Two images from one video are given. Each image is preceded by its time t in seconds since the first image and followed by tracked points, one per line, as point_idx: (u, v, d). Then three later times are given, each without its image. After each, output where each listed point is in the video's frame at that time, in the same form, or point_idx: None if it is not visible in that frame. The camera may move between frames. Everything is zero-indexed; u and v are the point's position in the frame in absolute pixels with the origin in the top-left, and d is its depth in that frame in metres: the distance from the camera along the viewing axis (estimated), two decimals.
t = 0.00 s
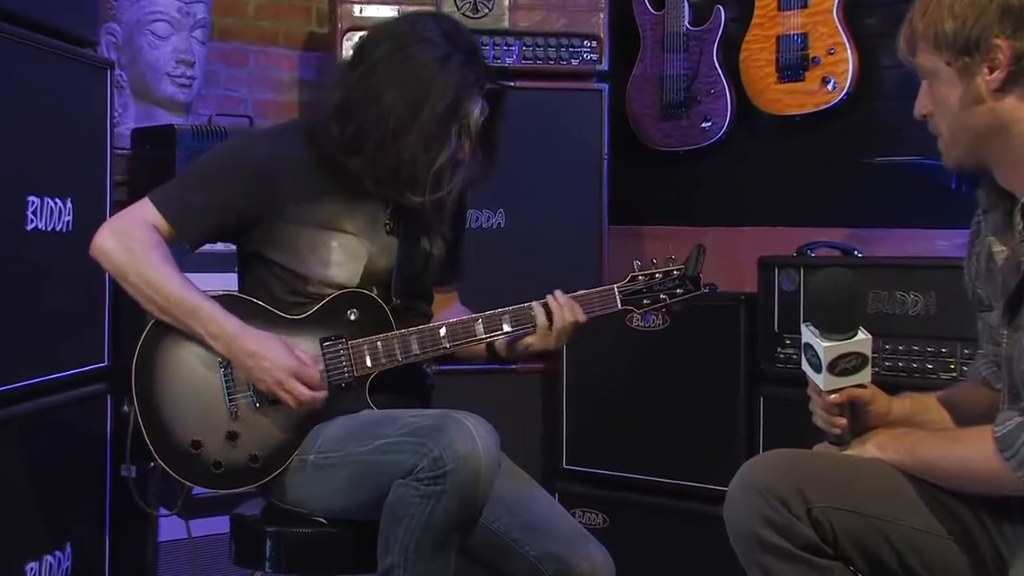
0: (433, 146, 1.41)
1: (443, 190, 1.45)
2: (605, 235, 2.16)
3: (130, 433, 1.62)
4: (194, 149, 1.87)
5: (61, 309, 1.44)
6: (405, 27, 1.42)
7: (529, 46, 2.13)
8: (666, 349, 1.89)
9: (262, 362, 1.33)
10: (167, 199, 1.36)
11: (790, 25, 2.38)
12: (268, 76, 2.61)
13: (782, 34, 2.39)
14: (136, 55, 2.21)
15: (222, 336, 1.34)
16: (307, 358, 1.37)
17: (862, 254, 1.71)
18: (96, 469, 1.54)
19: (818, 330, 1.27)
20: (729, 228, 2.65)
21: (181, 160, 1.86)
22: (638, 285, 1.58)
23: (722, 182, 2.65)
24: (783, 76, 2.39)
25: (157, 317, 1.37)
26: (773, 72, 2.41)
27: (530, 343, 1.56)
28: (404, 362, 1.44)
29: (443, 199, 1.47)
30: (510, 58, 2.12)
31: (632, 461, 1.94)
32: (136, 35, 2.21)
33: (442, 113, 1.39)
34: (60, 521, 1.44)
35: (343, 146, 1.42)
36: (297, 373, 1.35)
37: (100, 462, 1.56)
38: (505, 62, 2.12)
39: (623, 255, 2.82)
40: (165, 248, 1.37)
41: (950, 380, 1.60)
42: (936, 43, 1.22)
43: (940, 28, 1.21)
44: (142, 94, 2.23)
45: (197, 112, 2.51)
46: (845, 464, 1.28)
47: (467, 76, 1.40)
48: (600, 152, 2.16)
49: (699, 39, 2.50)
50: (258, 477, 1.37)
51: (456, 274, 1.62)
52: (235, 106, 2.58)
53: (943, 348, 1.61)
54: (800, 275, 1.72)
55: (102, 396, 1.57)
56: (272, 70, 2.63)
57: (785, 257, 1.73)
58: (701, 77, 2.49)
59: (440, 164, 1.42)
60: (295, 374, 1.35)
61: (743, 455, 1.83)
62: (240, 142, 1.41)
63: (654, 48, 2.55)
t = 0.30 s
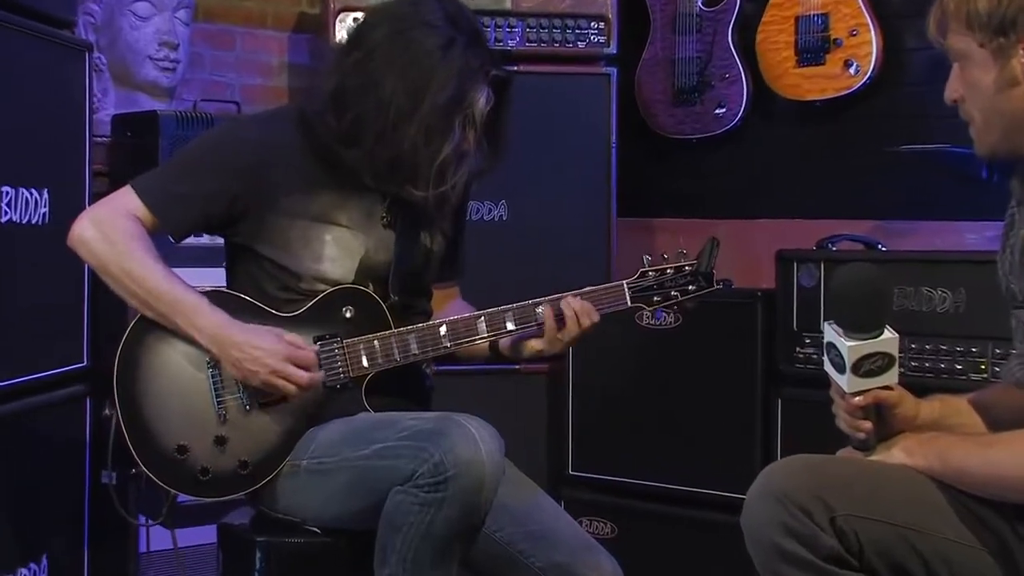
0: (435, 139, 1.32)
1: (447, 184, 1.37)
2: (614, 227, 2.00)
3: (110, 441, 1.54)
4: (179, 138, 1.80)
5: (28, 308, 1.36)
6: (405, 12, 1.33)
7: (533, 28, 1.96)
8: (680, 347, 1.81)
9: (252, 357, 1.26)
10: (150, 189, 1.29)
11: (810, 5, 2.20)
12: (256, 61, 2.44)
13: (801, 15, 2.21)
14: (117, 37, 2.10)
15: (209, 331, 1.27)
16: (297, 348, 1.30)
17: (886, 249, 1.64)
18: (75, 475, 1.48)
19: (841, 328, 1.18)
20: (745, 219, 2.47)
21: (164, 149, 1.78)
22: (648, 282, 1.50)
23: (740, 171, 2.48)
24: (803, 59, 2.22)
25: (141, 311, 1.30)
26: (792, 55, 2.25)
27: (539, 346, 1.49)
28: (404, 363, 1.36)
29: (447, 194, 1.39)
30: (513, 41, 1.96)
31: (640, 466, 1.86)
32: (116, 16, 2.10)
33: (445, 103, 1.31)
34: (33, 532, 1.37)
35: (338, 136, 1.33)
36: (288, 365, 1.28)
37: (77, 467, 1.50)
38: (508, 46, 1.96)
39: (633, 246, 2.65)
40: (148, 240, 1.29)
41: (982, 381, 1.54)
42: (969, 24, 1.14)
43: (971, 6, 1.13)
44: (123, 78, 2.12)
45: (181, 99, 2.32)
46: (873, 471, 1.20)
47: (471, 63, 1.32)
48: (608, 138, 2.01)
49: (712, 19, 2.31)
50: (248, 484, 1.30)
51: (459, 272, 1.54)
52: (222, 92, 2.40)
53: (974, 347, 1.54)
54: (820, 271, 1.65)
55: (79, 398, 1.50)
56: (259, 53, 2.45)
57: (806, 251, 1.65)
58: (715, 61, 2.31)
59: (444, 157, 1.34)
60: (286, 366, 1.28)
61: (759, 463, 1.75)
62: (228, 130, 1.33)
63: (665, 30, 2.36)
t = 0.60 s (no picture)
0: (429, 125, 1.26)
1: (441, 176, 1.31)
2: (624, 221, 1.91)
3: (89, 449, 1.51)
4: (163, 127, 1.72)
5: (8, 308, 1.36)
6: None
7: (537, 11, 1.87)
8: (692, 347, 1.74)
9: (242, 360, 1.17)
10: (135, 181, 1.21)
11: None
12: (244, 43, 2.35)
13: None
14: (95, 19, 1.99)
15: (197, 331, 1.18)
16: (287, 362, 1.20)
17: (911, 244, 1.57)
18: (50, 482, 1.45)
19: (867, 328, 1.11)
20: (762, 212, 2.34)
21: (149, 138, 1.70)
22: (661, 278, 1.43)
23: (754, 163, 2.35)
24: (824, 43, 2.11)
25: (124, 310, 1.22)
26: (812, 38, 2.13)
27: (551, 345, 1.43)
28: (402, 365, 1.28)
29: (442, 185, 1.32)
30: (516, 24, 1.87)
31: (649, 469, 1.79)
32: None
33: (442, 89, 1.24)
34: (7, 539, 1.36)
35: (329, 120, 1.27)
36: (275, 379, 1.19)
37: (52, 478, 1.46)
38: (511, 29, 1.87)
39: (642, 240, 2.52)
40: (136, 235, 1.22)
41: (1016, 385, 1.47)
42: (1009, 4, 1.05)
43: None
44: (102, 63, 2.01)
45: (166, 85, 2.24)
46: (903, 480, 1.13)
47: (470, 47, 1.25)
48: (618, 129, 1.90)
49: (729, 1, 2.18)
50: (238, 494, 1.22)
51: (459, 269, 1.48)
52: (208, 77, 2.32)
53: (1008, 350, 1.47)
54: (844, 268, 1.57)
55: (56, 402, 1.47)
56: (248, 36, 2.36)
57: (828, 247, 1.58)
58: (731, 45, 2.18)
59: (439, 146, 1.28)
60: (272, 380, 1.19)
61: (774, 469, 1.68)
62: (216, 117, 1.25)
63: (679, 12, 2.23)
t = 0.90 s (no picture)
0: (421, 116, 1.18)
1: (434, 171, 1.21)
2: (636, 216, 1.83)
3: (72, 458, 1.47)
4: (145, 116, 1.66)
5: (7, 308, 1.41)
6: None
7: None
8: (707, 349, 1.67)
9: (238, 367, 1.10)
10: (120, 176, 1.13)
11: None
12: (232, 26, 2.21)
13: None
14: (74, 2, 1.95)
15: (187, 339, 1.10)
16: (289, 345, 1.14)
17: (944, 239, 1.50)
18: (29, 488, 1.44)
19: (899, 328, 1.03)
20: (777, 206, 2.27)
21: (131, 128, 1.65)
22: (675, 274, 1.36)
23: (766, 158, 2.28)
24: (849, 26, 2.01)
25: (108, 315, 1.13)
26: (837, 21, 2.03)
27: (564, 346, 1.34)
28: (401, 367, 1.21)
29: (436, 182, 1.23)
30: (520, 7, 1.80)
31: (661, 476, 1.72)
32: None
33: (438, 77, 1.17)
34: None
35: (318, 109, 1.18)
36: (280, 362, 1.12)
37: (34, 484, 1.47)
38: (516, 11, 1.79)
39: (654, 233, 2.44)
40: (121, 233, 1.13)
41: None
42: None
43: None
44: (82, 47, 1.96)
45: (150, 70, 2.10)
46: (935, 491, 1.06)
47: (468, 33, 1.18)
48: (630, 117, 1.83)
49: None
50: (230, 505, 1.14)
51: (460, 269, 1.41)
52: (195, 62, 2.16)
53: None
54: (871, 264, 1.50)
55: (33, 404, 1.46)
56: (236, 19, 2.21)
57: (853, 243, 1.50)
58: (749, 28, 2.09)
59: (433, 138, 1.19)
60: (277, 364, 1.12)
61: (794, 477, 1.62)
62: (205, 104, 1.17)
63: None
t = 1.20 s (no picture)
0: (417, 100, 1.11)
1: (433, 159, 1.14)
2: (650, 207, 1.75)
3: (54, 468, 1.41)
4: (128, 104, 1.54)
5: None
6: None
7: None
8: (728, 352, 1.60)
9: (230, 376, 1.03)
10: (104, 169, 1.05)
11: None
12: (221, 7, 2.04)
13: None
14: None
15: (173, 350, 1.03)
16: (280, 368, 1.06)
17: (981, 235, 1.43)
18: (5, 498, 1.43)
19: (937, 330, 0.96)
20: (799, 199, 2.15)
21: (113, 116, 1.53)
22: (696, 275, 1.24)
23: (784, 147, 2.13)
24: (879, 8, 1.89)
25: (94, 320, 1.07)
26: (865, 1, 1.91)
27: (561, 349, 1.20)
28: (406, 371, 1.14)
29: (435, 171, 1.15)
30: None
31: (678, 488, 1.65)
32: None
33: (435, 57, 1.10)
34: None
35: (312, 92, 1.11)
36: (270, 389, 1.04)
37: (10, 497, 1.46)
38: None
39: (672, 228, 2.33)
40: (105, 233, 1.06)
41: None
42: None
43: None
44: (58, 29, 1.83)
45: (132, 55, 1.94)
46: (978, 504, 0.98)
47: (468, 12, 1.11)
48: (646, 103, 1.75)
49: None
50: (220, 518, 1.07)
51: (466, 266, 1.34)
52: (182, 47, 2.00)
53: None
54: (902, 260, 1.43)
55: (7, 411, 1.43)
56: None
57: (883, 238, 1.43)
58: (771, 11, 2.00)
59: (431, 124, 1.12)
60: (267, 391, 1.04)
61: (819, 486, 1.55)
62: (194, 91, 1.09)
63: None
